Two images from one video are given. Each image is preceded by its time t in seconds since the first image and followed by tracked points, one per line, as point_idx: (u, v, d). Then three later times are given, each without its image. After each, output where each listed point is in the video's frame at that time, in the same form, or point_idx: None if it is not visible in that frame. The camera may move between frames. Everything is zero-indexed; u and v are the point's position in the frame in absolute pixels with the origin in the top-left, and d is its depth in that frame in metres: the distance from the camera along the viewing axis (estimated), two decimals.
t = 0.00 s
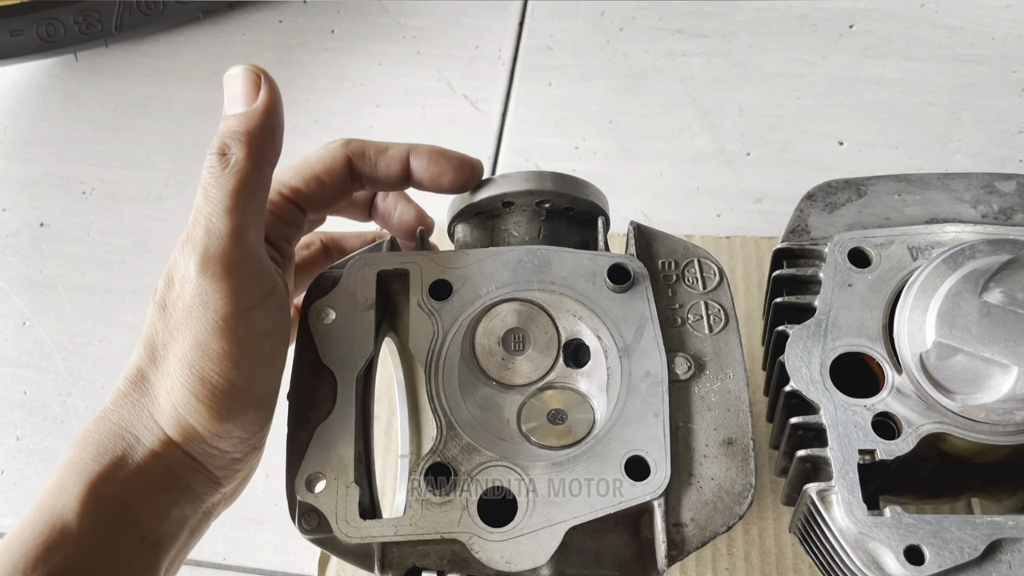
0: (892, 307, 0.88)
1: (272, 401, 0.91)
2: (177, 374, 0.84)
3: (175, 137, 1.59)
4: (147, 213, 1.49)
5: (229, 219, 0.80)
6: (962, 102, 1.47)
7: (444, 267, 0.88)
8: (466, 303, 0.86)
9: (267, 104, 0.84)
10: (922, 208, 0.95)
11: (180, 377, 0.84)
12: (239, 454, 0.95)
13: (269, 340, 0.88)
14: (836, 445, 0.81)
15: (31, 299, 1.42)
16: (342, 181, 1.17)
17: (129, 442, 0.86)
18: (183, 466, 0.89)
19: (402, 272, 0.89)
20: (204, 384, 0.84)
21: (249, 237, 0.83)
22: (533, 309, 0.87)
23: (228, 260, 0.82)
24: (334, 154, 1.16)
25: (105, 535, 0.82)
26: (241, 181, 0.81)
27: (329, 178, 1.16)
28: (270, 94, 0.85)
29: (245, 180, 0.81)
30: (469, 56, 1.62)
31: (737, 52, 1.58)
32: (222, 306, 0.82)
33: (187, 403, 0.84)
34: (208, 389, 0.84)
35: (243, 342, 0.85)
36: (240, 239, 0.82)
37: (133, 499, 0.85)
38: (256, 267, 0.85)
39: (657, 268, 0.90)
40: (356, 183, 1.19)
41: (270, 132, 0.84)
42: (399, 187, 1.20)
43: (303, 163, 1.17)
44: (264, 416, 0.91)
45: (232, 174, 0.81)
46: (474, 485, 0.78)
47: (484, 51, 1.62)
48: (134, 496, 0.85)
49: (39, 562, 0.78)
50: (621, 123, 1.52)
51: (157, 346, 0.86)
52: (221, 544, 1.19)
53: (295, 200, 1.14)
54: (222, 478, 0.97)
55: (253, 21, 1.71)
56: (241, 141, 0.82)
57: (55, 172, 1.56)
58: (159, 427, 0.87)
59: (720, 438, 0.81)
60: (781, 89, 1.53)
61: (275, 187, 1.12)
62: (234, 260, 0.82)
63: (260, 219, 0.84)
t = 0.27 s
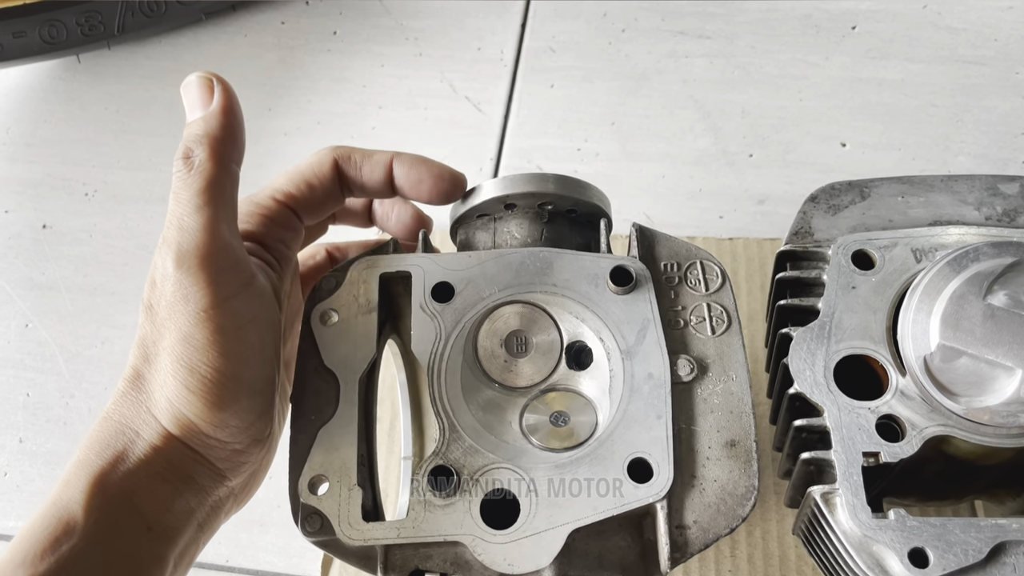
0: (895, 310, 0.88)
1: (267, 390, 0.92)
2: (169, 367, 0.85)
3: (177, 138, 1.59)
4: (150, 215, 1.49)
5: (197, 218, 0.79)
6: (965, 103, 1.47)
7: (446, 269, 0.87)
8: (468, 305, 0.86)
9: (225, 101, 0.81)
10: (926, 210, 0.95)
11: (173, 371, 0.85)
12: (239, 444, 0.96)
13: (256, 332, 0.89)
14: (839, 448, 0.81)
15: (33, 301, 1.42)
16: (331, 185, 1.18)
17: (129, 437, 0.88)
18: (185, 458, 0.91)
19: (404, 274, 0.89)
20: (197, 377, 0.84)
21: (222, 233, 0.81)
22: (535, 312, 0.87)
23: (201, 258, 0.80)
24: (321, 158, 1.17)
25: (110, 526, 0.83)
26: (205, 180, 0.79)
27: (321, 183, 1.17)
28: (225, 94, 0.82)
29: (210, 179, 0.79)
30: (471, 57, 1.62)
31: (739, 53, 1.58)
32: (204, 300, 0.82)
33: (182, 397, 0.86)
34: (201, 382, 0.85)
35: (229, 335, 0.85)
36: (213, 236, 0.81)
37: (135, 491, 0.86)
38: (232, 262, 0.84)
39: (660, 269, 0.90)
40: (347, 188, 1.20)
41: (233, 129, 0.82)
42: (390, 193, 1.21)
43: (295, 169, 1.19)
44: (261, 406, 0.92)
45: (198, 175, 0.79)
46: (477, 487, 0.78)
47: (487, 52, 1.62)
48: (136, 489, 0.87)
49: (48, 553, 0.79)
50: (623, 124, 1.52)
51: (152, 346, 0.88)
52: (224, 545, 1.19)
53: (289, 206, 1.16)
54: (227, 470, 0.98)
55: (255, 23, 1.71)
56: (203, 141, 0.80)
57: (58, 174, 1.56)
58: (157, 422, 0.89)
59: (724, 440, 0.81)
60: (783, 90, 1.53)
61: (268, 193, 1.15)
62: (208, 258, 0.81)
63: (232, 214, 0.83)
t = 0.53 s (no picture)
0: (895, 309, 0.87)
1: (262, 389, 0.92)
2: (166, 367, 0.85)
3: (176, 138, 1.58)
4: (149, 214, 1.49)
5: (193, 220, 0.79)
6: (965, 102, 1.47)
7: (446, 269, 0.87)
8: (468, 305, 0.86)
9: (221, 104, 0.82)
10: (925, 209, 0.95)
11: (170, 370, 0.85)
12: (235, 442, 0.96)
13: (251, 332, 0.89)
14: (839, 448, 0.81)
15: (32, 301, 1.42)
16: (328, 189, 1.20)
17: (125, 436, 0.89)
18: (182, 456, 0.91)
19: (403, 274, 0.89)
20: (193, 377, 0.85)
21: (218, 236, 0.81)
22: (535, 312, 0.87)
23: (197, 260, 0.80)
24: (319, 162, 1.19)
25: (109, 521, 0.84)
26: (201, 182, 0.79)
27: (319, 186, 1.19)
28: (222, 97, 0.82)
29: (206, 181, 0.79)
30: (470, 56, 1.62)
31: (739, 52, 1.58)
32: (200, 300, 0.82)
33: (178, 396, 0.86)
34: (197, 382, 0.85)
35: (225, 334, 0.85)
36: (209, 238, 0.80)
37: (133, 488, 0.87)
38: (228, 264, 0.84)
39: (660, 269, 0.90)
40: (344, 191, 1.22)
41: (229, 133, 0.82)
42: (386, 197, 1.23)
43: (292, 173, 1.20)
44: (256, 405, 0.93)
45: (194, 177, 0.79)
46: (476, 488, 0.78)
47: (486, 52, 1.62)
48: (133, 485, 0.87)
49: (47, 549, 0.79)
50: (623, 124, 1.51)
51: (148, 345, 0.88)
52: (223, 546, 1.19)
53: (288, 208, 1.17)
54: (221, 470, 0.98)
55: (254, 22, 1.71)
56: (199, 144, 0.80)
57: (56, 174, 1.56)
58: (153, 420, 0.89)
59: (724, 442, 0.81)
60: (783, 89, 1.52)
61: (267, 196, 1.16)
62: (204, 260, 0.80)
63: (227, 217, 0.82)
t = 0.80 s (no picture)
0: (901, 310, 0.87)
1: (274, 315, 0.92)
2: (183, 279, 0.85)
3: (180, 138, 1.59)
4: (153, 215, 1.49)
5: (234, 139, 0.75)
6: (969, 102, 1.47)
7: (452, 270, 0.87)
8: (474, 306, 0.86)
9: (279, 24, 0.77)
10: (931, 210, 0.95)
11: (186, 285, 0.85)
12: (240, 365, 0.98)
13: (275, 258, 0.88)
14: (845, 449, 0.81)
15: (36, 301, 1.42)
16: (381, 144, 1.21)
17: (134, 343, 0.90)
18: (186, 370, 0.93)
19: (409, 275, 0.89)
20: (210, 294, 0.84)
21: (258, 159, 0.77)
22: (540, 313, 0.87)
23: (233, 185, 0.77)
24: (377, 115, 1.20)
25: (116, 423, 0.85)
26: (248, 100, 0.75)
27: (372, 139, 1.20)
28: (280, 16, 0.78)
29: (253, 101, 0.75)
30: (474, 56, 1.62)
31: (743, 52, 1.58)
32: (231, 226, 0.79)
33: (193, 308, 0.86)
34: (213, 300, 0.85)
35: (250, 260, 0.83)
36: (248, 160, 0.77)
37: (139, 394, 0.88)
38: (265, 192, 0.80)
39: (666, 270, 0.90)
40: (397, 149, 1.24)
41: (285, 53, 0.78)
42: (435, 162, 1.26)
43: (348, 118, 1.20)
44: (266, 329, 0.93)
45: (244, 97, 0.75)
46: (482, 490, 0.78)
47: (489, 52, 1.62)
48: (140, 391, 0.88)
49: (53, 446, 0.80)
50: (626, 124, 1.51)
51: (167, 257, 0.89)
52: (228, 546, 1.20)
53: (336, 154, 1.16)
54: (223, 390, 1.00)
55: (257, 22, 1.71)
56: (253, 61, 0.76)
57: (59, 174, 1.56)
58: (164, 329, 0.90)
59: (730, 442, 0.81)
60: (787, 89, 1.52)
61: (319, 138, 1.15)
62: (241, 184, 0.77)
63: (271, 141, 0.79)
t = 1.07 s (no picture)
0: (905, 312, 0.86)
1: (288, 226, 0.99)
2: (212, 172, 0.91)
3: (177, 138, 1.58)
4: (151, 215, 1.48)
5: (292, 48, 0.79)
6: (973, 101, 1.46)
7: (451, 272, 0.86)
8: (473, 308, 0.85)
9: None
10: (936, 211, 0.94)
11: (216, 177, 0.90)
12: (249, 270, 1.03)
13: (302, 171, 0.93)
14: (849, 454, 0.80)
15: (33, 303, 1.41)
16: (451, 121, 1.21)
17: (155, 223, 0.94)
18: (201, 263, 0.97)
19: (408, 277, 0.88)
20: (236, 186, 0.90)
21: (311, 76, 0.82)
22: (541, 314, 0.86)
23: (281, 92, 0.82)
24: (454, 93, 1.20)
25: (133, 297, 0.88)
26: (314, 17, 0.79)
27: (441, 115, 1.20)
28: None
29: (321, 19, 0.79)
30: (474, 55, 1.61)
31: (745, 51, 1.57)
32: (273, 128, 0.84)
33: (217, 199, 0.92)
34: (237, 192, 0.91)
35: (281, 166, 0.89)
36: (301, 76, 0.81)
37: (155, 275, 0.92)
38: (310, 108, 0.85)
39: (667, 272, 0.89)
40: (463, 131, 1.23)
41: None
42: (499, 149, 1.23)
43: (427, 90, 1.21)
44: (278, 235, 0.99)
45: (313, 14, 0.79)
46: (481, 494, 0.77)
47: (490, 51, 1.61)
48: (156, 271, 0.92)
49: (75, 309, 0.83)
50: (627, 123, 1.50)
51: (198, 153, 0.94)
52: (226, 550, 1.19)
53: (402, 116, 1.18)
54: (229, 297, 1.05)
55: (256, 21, 1.70)
56: None
57: (57, 175, 1.55)
58: (184, 216, 0.94)
59: (732, 447, 0.80)
60: (789, 89, 1.51)
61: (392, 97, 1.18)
62: (290, 93, 0.82)
63: (329, 64, 0.83)
